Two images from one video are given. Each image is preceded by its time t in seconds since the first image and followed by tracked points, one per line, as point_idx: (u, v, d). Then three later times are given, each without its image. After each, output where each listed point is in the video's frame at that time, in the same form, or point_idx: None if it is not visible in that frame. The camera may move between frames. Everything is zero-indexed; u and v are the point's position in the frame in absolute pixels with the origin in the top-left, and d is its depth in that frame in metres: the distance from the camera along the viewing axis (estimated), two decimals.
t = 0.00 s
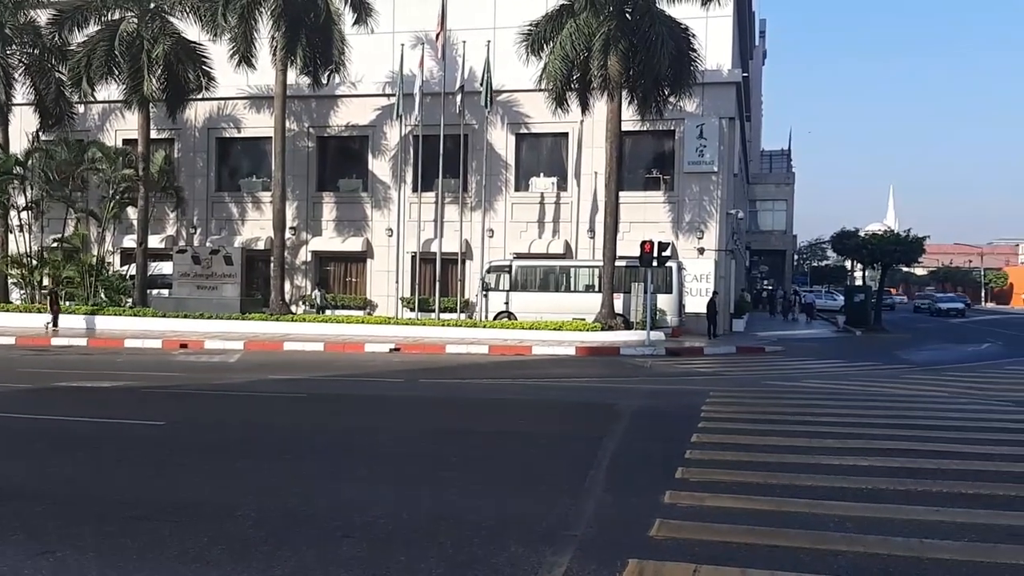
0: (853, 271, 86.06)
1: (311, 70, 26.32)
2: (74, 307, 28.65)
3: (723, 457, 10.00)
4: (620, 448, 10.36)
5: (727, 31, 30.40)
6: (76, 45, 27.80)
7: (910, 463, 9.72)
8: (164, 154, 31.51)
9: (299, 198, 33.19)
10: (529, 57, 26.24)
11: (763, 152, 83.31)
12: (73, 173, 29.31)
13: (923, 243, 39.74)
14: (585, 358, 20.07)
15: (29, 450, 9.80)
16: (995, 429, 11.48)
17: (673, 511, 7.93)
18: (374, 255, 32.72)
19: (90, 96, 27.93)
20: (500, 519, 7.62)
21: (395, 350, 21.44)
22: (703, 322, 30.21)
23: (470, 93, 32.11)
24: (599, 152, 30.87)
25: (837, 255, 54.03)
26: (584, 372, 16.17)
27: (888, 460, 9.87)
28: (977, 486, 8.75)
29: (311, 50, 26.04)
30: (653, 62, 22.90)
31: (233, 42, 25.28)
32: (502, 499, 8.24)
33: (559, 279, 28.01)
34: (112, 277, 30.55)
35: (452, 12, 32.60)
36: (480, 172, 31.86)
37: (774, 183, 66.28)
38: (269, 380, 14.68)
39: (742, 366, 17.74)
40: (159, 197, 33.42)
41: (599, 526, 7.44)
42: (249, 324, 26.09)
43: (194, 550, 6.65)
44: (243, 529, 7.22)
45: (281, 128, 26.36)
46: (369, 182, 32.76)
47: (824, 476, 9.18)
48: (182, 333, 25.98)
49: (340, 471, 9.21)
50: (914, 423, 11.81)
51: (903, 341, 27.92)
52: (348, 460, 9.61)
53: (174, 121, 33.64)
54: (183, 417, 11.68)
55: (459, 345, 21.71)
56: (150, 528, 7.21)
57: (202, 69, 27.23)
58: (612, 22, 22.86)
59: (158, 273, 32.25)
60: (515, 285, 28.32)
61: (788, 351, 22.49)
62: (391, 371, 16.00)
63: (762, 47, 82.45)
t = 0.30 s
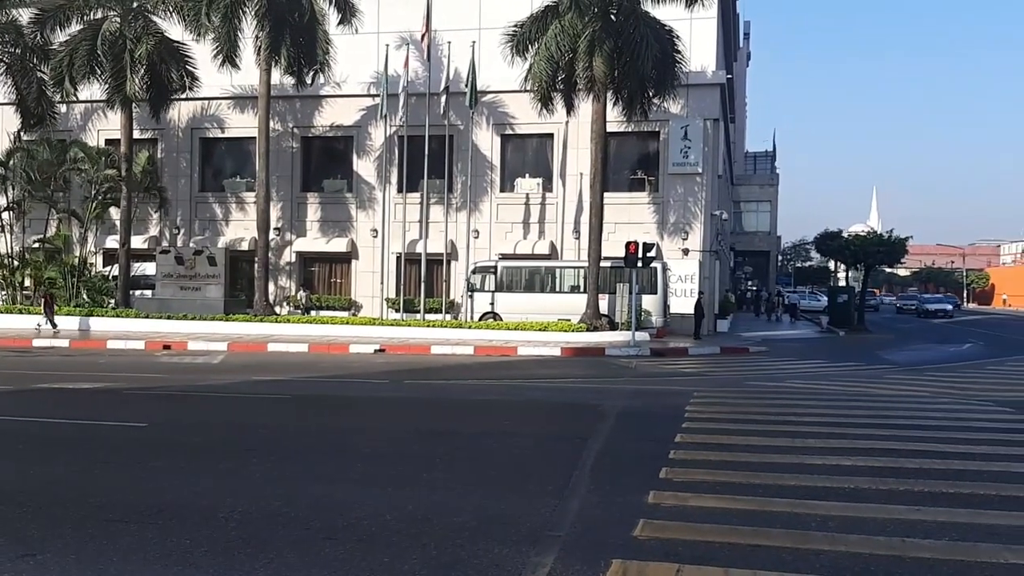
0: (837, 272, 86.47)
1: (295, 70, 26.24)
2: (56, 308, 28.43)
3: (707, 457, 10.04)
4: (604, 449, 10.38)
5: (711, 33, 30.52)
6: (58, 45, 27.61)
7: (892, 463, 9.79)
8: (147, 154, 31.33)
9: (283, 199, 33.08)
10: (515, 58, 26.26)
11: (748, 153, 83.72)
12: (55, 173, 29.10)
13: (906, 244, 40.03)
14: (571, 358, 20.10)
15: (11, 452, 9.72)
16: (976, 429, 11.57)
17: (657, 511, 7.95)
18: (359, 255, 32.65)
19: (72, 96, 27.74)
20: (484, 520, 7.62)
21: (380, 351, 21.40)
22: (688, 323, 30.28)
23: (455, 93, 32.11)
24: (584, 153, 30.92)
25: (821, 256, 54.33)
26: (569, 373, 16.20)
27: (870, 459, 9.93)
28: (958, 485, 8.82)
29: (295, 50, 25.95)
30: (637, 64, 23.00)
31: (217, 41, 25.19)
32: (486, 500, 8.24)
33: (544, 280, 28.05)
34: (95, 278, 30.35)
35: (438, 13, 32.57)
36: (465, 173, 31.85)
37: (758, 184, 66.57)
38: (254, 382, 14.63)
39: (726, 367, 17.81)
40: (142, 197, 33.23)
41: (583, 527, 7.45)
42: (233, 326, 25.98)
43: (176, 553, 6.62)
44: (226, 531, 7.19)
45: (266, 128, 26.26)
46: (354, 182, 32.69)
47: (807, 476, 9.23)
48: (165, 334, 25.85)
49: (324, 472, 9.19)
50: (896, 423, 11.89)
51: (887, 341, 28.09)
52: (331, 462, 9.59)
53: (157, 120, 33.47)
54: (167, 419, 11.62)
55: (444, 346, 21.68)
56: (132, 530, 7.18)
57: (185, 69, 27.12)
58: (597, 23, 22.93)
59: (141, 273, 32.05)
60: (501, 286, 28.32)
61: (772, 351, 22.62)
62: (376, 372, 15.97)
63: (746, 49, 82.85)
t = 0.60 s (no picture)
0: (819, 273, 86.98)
1: (278, 72, 26.11)
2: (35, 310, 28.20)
3: (689, 458, 10.08)
4: (588, 450, 10.41)
5: (694, 36, 30.64)
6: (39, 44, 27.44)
7: (872, 463, 9.86)
8: (129, 155, 31.11)
9: (266, 200, 32.95)
10: (498, 60, 26.28)
11: (731, 155, 84.13)
12: (35, 174, 28.87)
13: (887, 246, 40.34)
14: (555, 360, 20.13)
15: None
16: (956, 429, 11.67)
17: (639, 512, 7.97)
18: (342, 257, 32.58)
19: (52, 96, 27.53)
20: (466, 522, 7.62)
21: (363, 353, 21.36)
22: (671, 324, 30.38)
23: (439, 95, 32.11)
24: (568, 155, 30.97)
25: (803, 257, 54.67)
26: (553, 374, 16.21)
27: (851, 460, 10.00)
28: (938, 485, 8.90)
29: (278, 51, 25.86)
30: (621, 66, 23.08)
31: (199, 42, 25.07)
32: (468, 502, 8.24)
33: (528, 281, 28.08)
34: (75, 279, 30.12)
35: (421, 14, 32.53)
36: (449, 174, 31.83)
37: (741, 187, 66.89)
38: (237, 383, 14.56)
39: (709, 368, 17.89)
40: (123, 198, 33.02)
41: (566, 528, 7.46)
42: (214, 328, 25.86)
43: (156, 556, 6.57)
44: (207, 534, 7.15)
45: (248, 129, 26.13)
46: (337, 184, 32.61)
47: (788, 476, 9.29)
48: (146, 336, 25.70)
49: (307, 474, 9.15)
50: (877, 424, 11.96)
51: (868, 343, 28.28)
52: (314, 464, 9.56)
53: (139, 121, 33.28)
54: (148, 421, 11.55)
55: (428, 348, 21.66)
56: (112, 534, 7.12)
57: (167, 69, 26.96)
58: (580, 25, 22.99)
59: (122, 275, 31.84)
60: (484, 288, 28.32)
61: (755, 352, 22.74)
62: (359, 374, 15.94)
63: (729, 51, 83.29)
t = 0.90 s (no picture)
0: (804, 275, 87.34)
1: (261, 72, 25.95)
2: (14, 312, 27.89)
3: (674, 460, 10.04)
4: (573, 452, 10.35)
5: (679, 37, 30.68)
6: (19, 44, 27.18)
7: (858, 464, 9.84)
8: (110, 156, 30.86)
9: (249, 202, 32.76)
10: (483, 60, 26.22)
11: (716, 157, 84.42)
12: (15, 176, 28.57)
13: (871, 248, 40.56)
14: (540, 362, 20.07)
15: None
16: (940, 430, 11.69)
17: (624, 514, 7.91)
18: (326, 259, 32.43)
19: (32, 96, 27.26)
20: (450, 525, 7.53)
21: (347, 355, 21.23)
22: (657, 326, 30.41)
23: (423, 96, 32.02)
24: (553, 156, 30.94)
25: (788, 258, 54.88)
26: (538, 376, 16.15)
27: (838, 461, 9.97)
28: (924, 486, 8.88)
29: (261, 52, 25.70)
30: (606, 67, 23.07)
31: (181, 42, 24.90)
32: (452, 505, 8.16)
33: (513, 283, 27.99)
34: (56, 281, 29.83)
35: (405, 14, 32.44)
36: (434, 175, 31.75)
37: (726, 188, 67.09)
38: (218, 387, 14.41)
39: (695, 369, 17.87)
40: (104, 200, 32.75)
41: (551, 531, 7.39)
42: (195, 330, 25.67)
43: (135, 563, 6.45)
44: (186, 540, 7.03)
45: (231, 130, 25.94)
46: (321, 185, 32.47)
47: (774, 478, 9.25)
48: (128, 339, 25.47)
49: (289, 478, 9.04)
50: (862, 425, 11.96)
51: (852, 343, 28.41)
52: (297, 468, 9.45)
53: (121, 122, 33.04)
54: (129, 425, 11.39)
55: (412, 350, 21.54)
56: (91, 539, 7.00)
57: (148, 69, 26.77)
58: (564, 26, 22.97)
59: (103, 277, 31.57)
60: (470, 290, 28.24)
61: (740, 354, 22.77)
62: (343, 377, 15.82)
63: (714, 54, 83.57)
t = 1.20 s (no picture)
0: (786, 275, 87.95)
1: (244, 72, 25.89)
2: None
3: (656, 458, 10.14)
4: (555, 452, 10.43)
5: (661, 39, 30.86)
6: None
7: (837, 463, 9.97)
8: (92, 156, 30.66)
9: (232, 202, 32.65)
10: (467, 62, 26.30)
11: (698, 159, 84.91)
12: None
13: (851, 248, 40.93)
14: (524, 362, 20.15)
15: None
16: (917, 428, 11.86)
17: (606, 513, 8.00)
18: (309, 259, 32.39)
19: (13, 96, 27.07)
20: (433, 524, 7.60)
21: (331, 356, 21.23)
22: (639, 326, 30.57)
23: (406, 96, 32.02)
24: (536, 157, 31.06)
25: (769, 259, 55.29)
26: (521, 376, 16.22)
27: (816, 459, 10.10)
28: (900, 484, 9.02)
29: (244, 52, 25.65)
30: (589, 70, 23.20)
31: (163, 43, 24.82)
32: (435, 505, 8.22)
33: (496, 284, 28.07)
34: (36, 281, 29.61)
35: (388, 15, 32.44)
36: (418, 176, 31.77)
37: (708, 190, 67.49)
38: (202, 387, 14.39)
39: (677, 369, 18.00)
40: (85, 200, 32.55)
41: (533, 530, 7.47)
42: (178, 330, 25.58)
43: (118, 563, 6.47)
44: (170, 540, 7.05)
45: (214, 130, 25.87)
46: (304, 185, 32.42)
47: (753, 476, 9.37)
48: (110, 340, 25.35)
49: (273, 478, 9.07)
50: (841, 424, 12.11)
51: (832, 343, 28.69)
52: (281, 468, 9.48)
53: (102, 122, 32.85)
54: (112, 426, 11.37)
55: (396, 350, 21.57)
56: (73, 540, 7.01)
57: (131, 70, 26.65)
58: (547, 28, 23.11)
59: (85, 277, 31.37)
60: (453, 290, 28.28)
61: (722, 353, 22.95)
62: (327, 377, 15.83)
63: (696, 56, 84.06)
